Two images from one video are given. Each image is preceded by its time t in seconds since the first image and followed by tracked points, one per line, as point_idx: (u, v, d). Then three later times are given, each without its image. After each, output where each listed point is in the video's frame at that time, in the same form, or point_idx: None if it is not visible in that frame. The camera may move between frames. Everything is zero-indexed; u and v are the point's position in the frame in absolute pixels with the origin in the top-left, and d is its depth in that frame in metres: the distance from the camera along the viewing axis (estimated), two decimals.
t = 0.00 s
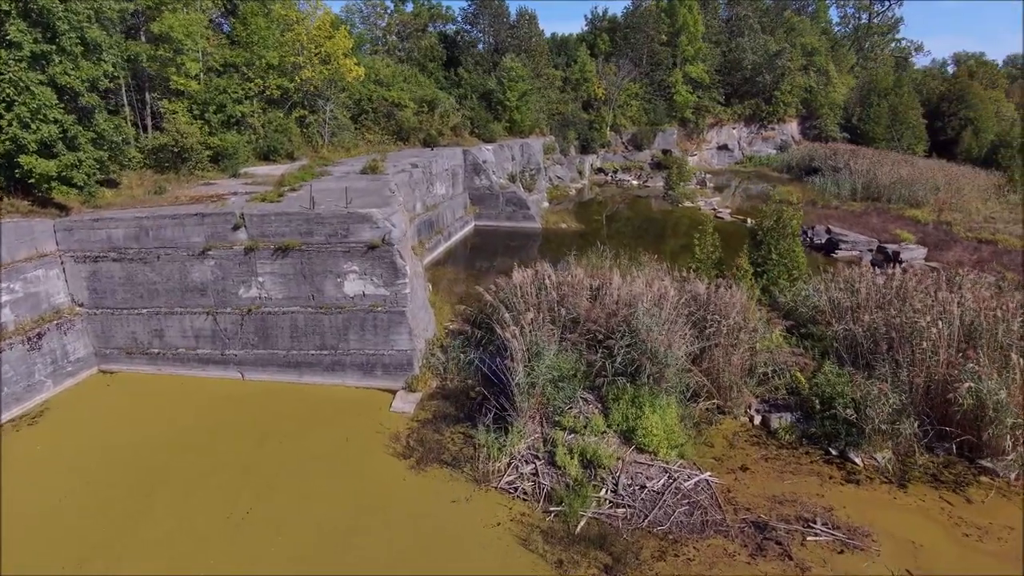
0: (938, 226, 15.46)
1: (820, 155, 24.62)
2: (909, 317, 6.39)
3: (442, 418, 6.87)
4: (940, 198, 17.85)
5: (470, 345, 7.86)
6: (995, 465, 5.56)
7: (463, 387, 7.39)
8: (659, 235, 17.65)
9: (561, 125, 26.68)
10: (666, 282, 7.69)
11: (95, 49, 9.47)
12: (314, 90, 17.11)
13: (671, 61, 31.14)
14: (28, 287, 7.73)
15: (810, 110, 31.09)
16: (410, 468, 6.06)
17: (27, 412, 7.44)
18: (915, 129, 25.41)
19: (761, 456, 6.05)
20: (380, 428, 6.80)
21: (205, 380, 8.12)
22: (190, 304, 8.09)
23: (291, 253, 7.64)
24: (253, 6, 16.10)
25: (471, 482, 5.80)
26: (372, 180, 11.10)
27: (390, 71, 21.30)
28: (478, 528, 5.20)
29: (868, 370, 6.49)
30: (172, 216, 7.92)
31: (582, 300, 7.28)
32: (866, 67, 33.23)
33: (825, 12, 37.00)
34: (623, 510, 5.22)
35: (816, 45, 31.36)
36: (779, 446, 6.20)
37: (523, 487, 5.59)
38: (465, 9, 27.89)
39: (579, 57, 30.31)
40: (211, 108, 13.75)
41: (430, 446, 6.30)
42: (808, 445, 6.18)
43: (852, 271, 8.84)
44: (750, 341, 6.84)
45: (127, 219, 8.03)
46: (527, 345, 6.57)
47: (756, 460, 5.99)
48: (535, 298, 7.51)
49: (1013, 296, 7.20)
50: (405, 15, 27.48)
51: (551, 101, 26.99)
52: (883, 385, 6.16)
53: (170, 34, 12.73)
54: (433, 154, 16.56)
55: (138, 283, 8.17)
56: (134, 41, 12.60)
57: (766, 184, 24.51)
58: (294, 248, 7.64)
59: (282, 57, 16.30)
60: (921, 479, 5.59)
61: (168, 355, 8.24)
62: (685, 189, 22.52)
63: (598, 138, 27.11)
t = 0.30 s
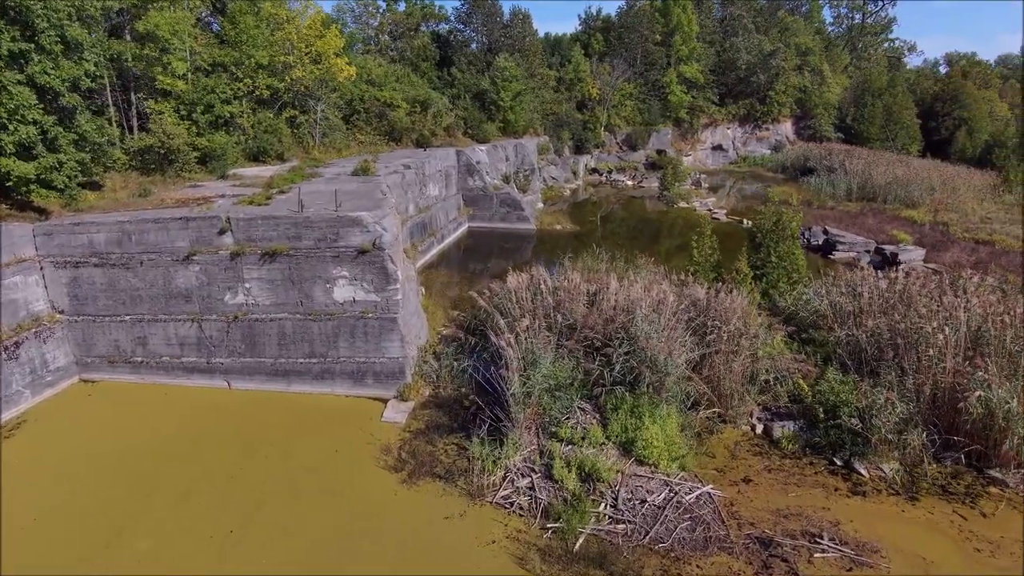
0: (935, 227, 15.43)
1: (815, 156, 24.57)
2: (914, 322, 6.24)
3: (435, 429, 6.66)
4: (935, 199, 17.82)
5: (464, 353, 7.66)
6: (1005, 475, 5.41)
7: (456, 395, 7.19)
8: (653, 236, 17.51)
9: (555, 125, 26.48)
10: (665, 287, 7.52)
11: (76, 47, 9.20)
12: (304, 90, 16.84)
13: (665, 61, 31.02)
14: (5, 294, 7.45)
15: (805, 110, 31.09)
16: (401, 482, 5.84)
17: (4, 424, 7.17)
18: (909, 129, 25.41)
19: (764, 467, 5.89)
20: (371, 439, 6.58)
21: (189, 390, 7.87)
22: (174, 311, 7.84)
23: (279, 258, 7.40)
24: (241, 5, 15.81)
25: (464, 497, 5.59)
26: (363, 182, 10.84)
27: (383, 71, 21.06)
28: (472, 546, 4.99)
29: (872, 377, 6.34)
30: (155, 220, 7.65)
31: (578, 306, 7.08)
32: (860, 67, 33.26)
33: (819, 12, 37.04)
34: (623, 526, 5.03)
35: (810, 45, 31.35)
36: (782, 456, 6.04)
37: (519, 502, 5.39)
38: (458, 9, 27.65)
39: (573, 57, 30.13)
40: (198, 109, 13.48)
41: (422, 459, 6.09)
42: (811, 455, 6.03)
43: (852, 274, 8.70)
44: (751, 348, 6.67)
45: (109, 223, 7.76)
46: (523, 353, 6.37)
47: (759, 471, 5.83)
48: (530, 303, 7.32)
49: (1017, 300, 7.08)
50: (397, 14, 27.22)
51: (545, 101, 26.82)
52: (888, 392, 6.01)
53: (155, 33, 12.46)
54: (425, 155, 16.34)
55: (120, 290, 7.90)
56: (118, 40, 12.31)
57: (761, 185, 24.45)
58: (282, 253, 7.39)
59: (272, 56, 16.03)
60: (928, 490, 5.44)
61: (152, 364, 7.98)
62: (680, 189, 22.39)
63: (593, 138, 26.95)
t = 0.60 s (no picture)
0: (931, 229, 15.42)
1: (810, 156, 24.51)
2: (918, 328, 6.09)
3: (426, 440, 6.43)
4: (931, 200, 17.80)
5: (457, 361, 7.46)
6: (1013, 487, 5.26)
7: (449, 404, 6.97)
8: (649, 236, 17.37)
9: (549, 125, 26.29)
10: (663, 293, 7.35)
11: (55, 45, 8.93)
12: (294, 90, 16.58)
13: (659, 61, 30.92)
14: None
15: (799, 110, 31.09)
16: (392, 498, 5.62)
17: None
18: (903, 129, 25.40)
19: (766, 479, 5.72)
20: (360, 451, 6.35)
21: (173, 399, 7.60)
22: (157, 318, 7.58)
23: (265, 263, 7.16)
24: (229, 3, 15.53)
25: (457, 512, 5.38)
26: (353, 184, 10.60)
27: (374, 71, 20.83)
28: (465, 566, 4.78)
29: (876, 385, 6.19)
30: (136, 224, 7.39)
31: (574, 312, 6.89)
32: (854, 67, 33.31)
33: (812, 12, 37.07)
34: (622, 543, 4.84)
35: (804, 45, 31.33)
36: (785, 467, 5.88)
37: (514, 518, 5.19)
38: (451, 8, 27.44)
39: (567, 57, 29.96)
40: (185, 109, 13.20)
41: (413, 472, 5.86)
42: (814, 466, 5.88)
43: (852, 277, 8.56)
44: (751, 355, 6.50)
45: (89, 227, 7.48)
46: (517, 362, 6.18)
47: (762, 484, 5.66)
48: (525, 310, 7.13)
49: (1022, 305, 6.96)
50: (389, 14, 26.98)
51: (539, 101, 26.65)
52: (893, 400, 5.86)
53: (139, 32, 12.14)
54: (418, 156, 16.11)
55: (101, 296, 7.62)
56: (101, 38, 12.01)
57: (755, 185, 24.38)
58: (268, 259, 7.15)
59: (261, 56, 15.76)
60: (935, 503, 5.28)
61: (134, 373, 7.71)
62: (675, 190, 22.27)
63: (587, 138, 26.79)
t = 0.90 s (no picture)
0: (928, 230, 15.37)
1: (805, 156, 24.46)
2: (923, 335, 5.93)
3: (417, 452, 6.22)
4: (926, 200, 17.75)
5: (450, 370, 7.25)
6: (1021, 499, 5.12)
7: (440, 414, 6.76)
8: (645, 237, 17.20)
9: (543, 125, 26.08)
10: (660, 299, 7.17)
11: (33, 45, 8.69)
12: (283, 90, 16.28)
13: (653, 61, 30.79)
14: None
15: (793, 110, 31.06)
16: (381, 514, 5.40)
17: None
18: (897, 129, 25.40)
19: (768, 492, 5.55)
20: (348, 465, 6.12)
21: (155, 410, 7.34)
22: (138, 327, 7.30)
23: (249, 269, 6.91)
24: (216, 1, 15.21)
25: (449, 529, 5.18)
26: (343, 187, 10.35)
27: (366, 71, 20.57)
28: None
29: (879, 394, 6.03)
30: (116, 229, 7.10)
31: (569, 319, 6.69)
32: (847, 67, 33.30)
33: (806, 12, 37.07)
34: (621, 561, 4.64)
35: (798, 45, 31.32)
36: (788, 479, 5.71)
37: (508, 536, 4.99)
38: (444, 7, 27.18)
39: (560, 56, 29.77)
40: (171, 110, 12.92)
41: (403, 487, 5.64)
42: (817, 477, 5.72)
43: (852, 281, 8.42)
44: (752, 362, 6.33)
45: (67, 232, 7.17)
46: (512, 371, 5.97)
47: (764, 497, 5.48)
48: (519, 316, 6.93)
49: None
50: (381, 13, 26.69)
51: (533, 101, 26.44)
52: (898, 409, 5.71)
53: (122, 30, 11.78)
54: (410, 157, 15.85)
55: (79, 304, 7.32)
56: (83, 38, 11.68)
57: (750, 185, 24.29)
58: (253, 264, 6.90)
59: (249, 55, 15.45)
60: (943, 516, 5.13)
61: (114, 383, 7.42)
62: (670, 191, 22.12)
63: (581, 138, 26.61)
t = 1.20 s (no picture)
0: (924, 230, 15.32)
1: (800, 156, 24.40)
2: (930, 342, 5.77)
3: (409, 465, 6.01)
4: (922, 201, 17.70)
5: (442, 379, 7.04)
6: None
7: (432, 425, 6.56)
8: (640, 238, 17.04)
9: (537, 125, 25.89)
10: (658, 305, 6.99)
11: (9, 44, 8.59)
12: (272, 90, 16.00)
13: (647, 61, 30.66)
14: None
15: (787, 110, 31.02)
16: (371, 532, 5.18)
17: None
18: (892, 129, 25.39)
19: (771, 505, 5.38)
20: (337, 479, 5.91)
21: (137, 421, 7.06)
22: (119, 335, 7.02)
23: (234, 275, 6.67)
24: None
25: (441, 547, 4.96)
26: (333, 189, 10.11)
27: (357, 71, 20.32)
28: None
29: (884, 403, 5.87)
30: (96, 233, 6.81)
31: (565, 326, 6.49)
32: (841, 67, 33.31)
33: (800, 12, 37.08)
34: None
35: (792, 45, 31.26)
36: (791, 491, 5.55)
37: (503, 555, 4.79)
38: (436, 6, 26.94)
39: (554, 56, 29.58)
40: (158, 111, 12.68)
41: (394, 503, 5.42)
42: (820, 490, 5.56)
43: (852, 285, 8.27)
44: (753, 371, 6.15)
45: (45, 238, 6.88)
46: (507, 381, 5.77)
47: (767, 510, 5.32)
48: (514, 323, 6.73)
49: None
50: (373, 12, 26.41)
51: (526, 101, 26.24)
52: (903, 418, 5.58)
53: (106, 29, 11.47)
54: (402, 158, 15.61)
55: (58, 311, 7.01)
56: (65, 36, 11.38)
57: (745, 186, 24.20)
58: (238, 271, 6.65)
59: (238, 54, 15.18)
60: (950, 530, 4.98)
61: (95, 393, 7.13)
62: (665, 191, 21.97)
63: (575, 139, 26.44)
